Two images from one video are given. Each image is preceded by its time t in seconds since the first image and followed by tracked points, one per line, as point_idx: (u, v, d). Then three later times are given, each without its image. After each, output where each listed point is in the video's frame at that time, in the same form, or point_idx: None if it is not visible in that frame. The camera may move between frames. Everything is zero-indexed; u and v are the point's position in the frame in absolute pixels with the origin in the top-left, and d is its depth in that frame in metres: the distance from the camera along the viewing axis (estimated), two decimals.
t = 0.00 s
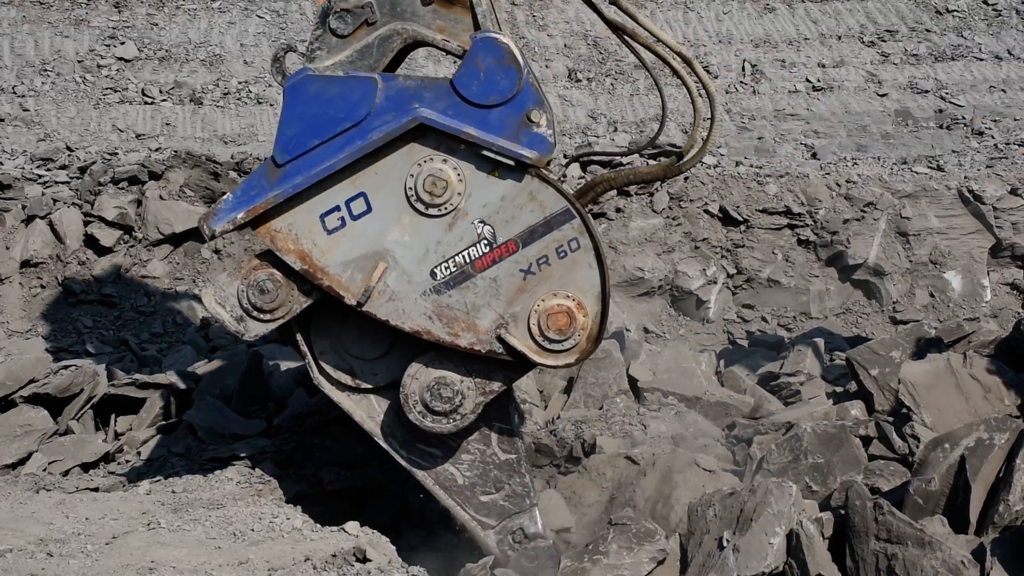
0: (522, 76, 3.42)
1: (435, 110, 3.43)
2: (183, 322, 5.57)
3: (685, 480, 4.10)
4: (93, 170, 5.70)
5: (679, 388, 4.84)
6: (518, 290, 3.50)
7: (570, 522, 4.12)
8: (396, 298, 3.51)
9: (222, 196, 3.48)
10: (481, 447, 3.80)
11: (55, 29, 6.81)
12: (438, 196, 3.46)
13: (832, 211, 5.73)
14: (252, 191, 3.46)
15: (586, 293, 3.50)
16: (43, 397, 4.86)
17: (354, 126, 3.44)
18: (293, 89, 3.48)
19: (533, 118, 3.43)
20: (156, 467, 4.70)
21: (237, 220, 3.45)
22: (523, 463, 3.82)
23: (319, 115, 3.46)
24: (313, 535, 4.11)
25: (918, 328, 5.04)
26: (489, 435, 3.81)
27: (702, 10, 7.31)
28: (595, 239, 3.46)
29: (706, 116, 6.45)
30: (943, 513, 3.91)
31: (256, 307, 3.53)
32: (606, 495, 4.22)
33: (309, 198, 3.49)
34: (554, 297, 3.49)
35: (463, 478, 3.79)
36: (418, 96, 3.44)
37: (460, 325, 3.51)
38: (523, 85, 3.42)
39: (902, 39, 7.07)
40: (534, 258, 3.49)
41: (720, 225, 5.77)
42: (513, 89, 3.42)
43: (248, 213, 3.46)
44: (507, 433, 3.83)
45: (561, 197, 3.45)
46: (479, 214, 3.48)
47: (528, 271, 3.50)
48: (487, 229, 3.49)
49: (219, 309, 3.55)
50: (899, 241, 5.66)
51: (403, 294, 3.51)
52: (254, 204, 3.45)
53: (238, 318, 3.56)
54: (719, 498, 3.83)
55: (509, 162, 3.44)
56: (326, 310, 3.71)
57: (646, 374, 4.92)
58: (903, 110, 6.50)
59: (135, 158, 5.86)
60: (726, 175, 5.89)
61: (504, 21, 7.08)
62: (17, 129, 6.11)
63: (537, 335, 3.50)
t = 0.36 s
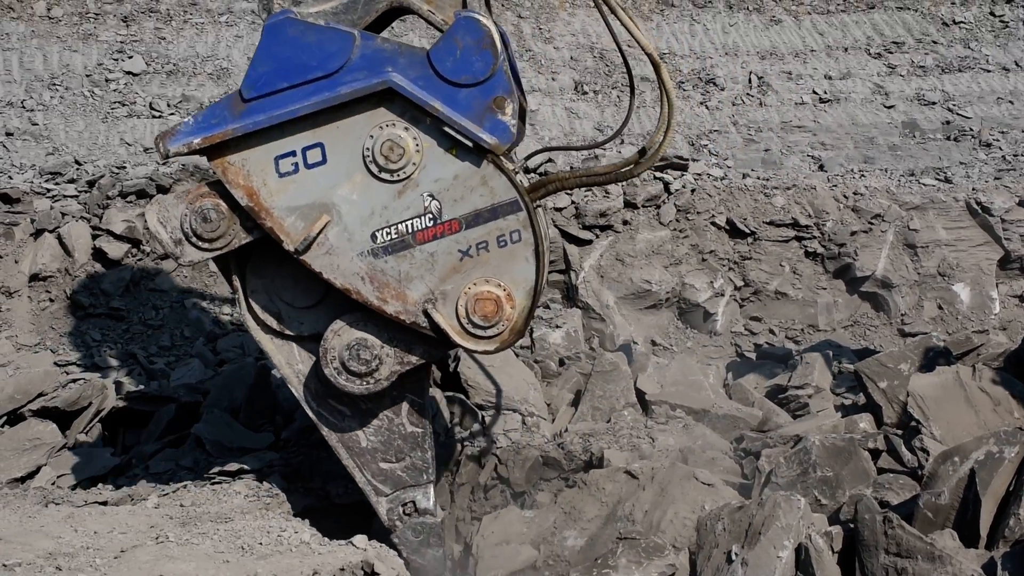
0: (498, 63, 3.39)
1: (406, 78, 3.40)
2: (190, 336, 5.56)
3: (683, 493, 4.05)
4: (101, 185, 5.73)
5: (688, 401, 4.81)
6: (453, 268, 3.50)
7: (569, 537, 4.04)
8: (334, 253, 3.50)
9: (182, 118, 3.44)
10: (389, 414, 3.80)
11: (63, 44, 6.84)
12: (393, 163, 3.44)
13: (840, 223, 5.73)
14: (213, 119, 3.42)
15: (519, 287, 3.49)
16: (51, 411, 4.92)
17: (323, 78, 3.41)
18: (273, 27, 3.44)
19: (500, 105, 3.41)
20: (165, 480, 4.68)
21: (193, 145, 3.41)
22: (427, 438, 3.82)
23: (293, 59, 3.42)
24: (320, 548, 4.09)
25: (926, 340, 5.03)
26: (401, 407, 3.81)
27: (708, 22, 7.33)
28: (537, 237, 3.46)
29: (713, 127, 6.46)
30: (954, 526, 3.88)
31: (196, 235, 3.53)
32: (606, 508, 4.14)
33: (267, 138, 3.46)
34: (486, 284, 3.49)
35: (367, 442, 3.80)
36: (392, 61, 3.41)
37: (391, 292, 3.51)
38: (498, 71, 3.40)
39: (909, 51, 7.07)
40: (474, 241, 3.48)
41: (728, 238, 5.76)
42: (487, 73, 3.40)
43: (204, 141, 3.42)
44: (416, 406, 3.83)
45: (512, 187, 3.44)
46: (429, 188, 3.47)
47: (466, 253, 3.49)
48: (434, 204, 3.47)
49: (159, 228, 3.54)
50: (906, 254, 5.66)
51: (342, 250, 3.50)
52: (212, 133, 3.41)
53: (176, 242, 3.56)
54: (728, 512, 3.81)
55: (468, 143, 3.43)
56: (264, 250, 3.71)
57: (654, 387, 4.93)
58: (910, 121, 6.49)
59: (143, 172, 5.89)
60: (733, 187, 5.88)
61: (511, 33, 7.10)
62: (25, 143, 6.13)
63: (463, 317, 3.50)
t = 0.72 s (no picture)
0: (499, 100, 3.48)
1: (408, 105, 3.49)
2: (212, 365, 5.53)
3: (705, 523, 3.99)
4: (126, 216, 5.79)
5: (710, 431, 4.77)
6: (434, 297, 3.56)
7: (592, 567, 3.94)
8: (320, 268, 3.57)
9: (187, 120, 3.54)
10: (359, 434, 3.86)
11: (89, 75, 6.90)
12: (386, 188, 3.51)
13: (863, 253, 5.73)
14: (216, 124, 3.52)
15: (496, 323, 3.55)
16: (74, 440, 4.90)
17: (327, 95, 3.50)
18: (284, 40, 3.55)
19: (497, 142, 3.49)
20: (185, 508, 4.66)
21: (192, 147, 3.51)
22: (393, 462, 3.86)
23: (300, 74, 3.52)
24: None
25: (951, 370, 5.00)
26: (372, 429, 3.86)
27: (730, 53, 7.37)
28: (520, 277, 3.52)
29: (735, 157, 6.46)
30: (978, 558, 3.83)
31: (187, 236, 3.63)
32: (629, 539, 4.03)
33: (267, 149, 3.56)
34: (464, 316, 3.55)
35: (334, 459, 3.85)
36: (396, 86, 3.50)
37: (371, 313, 3.57)
38: (498, 109, 3.48)
39: (932, 81, 7.07)
40: (457, 273, 3.54)
41: (751, 267, 5.76)
42: (487, 109, 3.48)
43: (204, 144, 3.52)
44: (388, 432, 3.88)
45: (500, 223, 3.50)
46: (418, 216, 3.53)
47: (448, 283, 3.55)
48: (422, 232, 3.53)
49: (151, 225, 3.63)
50: (930, 283, 5.64)
51: (328, 267, 3.56)
52: (213, 137, 3.51)
53: (166, 242, 3.65)
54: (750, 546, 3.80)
55: (462, 176, 3.49)
56: (251, 259, 3.80)
57: (676, 417, 4.89)
58: (934, 151, 6.48)
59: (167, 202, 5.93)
60: (755, 217, 5.89)
61: (534, 64, 7.14)
62: (51, 174, 6.18)
63: (440, 347, 3.56)
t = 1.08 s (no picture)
0: (537, 167, 3.44)
1: (447, 181, 3.47)
2: (212, 364, 5.55)
3: (715, 524, 4.00)
4: (125, 216, 5.78)
5: (710, 431, 4.77)
6: (492, 368, 3.55)
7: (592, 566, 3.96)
8: (376, 351, 3.57)
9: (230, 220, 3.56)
10: (430, 508, 3.86)
11: (89, 75, 6.89)
12: (434, 264, 3.50)
13: (863, 253, 5.74)
14: (260, 220, 3.53)
15: (555, 386, 3.53)
16: (74, 440, 4.88)
17: (366, 179, 3.50)
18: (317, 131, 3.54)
19: (539, 208, 3.45)
20: (186, 509, 4.66)
21: (240, 245, 3.53)
22: (467, 533, 3.88)
23: (337, 161, 3.52)
24: None
25: (951, 370, 5.00)
26: (442, 501, 3.87)
27: (730, 52, 7.37)
28: (574, 338, 3.50)
29: (735, 157, 6.46)
30: (978, 557, 3.83)
31: (243, 330, 3.63)
32: (637, 538, 4.07)
33: (313, 238, 3.56)
34: (523, 384, 3.53)
35: (407, 536, 3.86)
36: (434, 164, 3.48)
37: (431, 391, 3.56)
38: (537, 175, 3.44)
39: (933, 81, 7.07)
40: (512, 341, 3.53)
41: (751, 267, 5.75)
42: (526, 177, 3.44)
43: (250, 241, 3.54)
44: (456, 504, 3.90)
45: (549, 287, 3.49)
46: (469, 289, 3.52)
47: (505, 352, 3.54)
48: (473, 304, 3.52)
49: (205, 322, 3.65)
50: (930, 283, 5.64)
51: (383, 348, 3.57)
52: (259, 233, 3.53)
53: (223, 336, 3.66)
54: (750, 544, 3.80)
55: (508, 245, 3.47)
56: (306, 347, 3.82)
57: (676, 416, 4.88)
58: (934, 151, 6.48)
59: (167, 202, 5.92)
60: (755, 217, 5.89)
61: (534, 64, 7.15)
62: (50, 174, 6.16)
63: (502, 417, 3.54)
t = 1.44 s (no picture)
0: (563, 199, 3.53)
1: (476, 220, 3.55)
2: (209, 362, 5.56)
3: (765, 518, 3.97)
4: (121, 213, 5.74)
5: (707, 428, 4.77)
6: (538, 401, 3.62)
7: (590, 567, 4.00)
8: (421, 395, 3.65)
9: (266, 280, 3.66)
10: (484, 535, 3.89)
11: (84, 71, 6.87)
12: (470, 303, 3.59)
13: (859, 250, 5.73)
14: (295, 277, 3.63)
15: (602, 413, 3.59)
16: (70, 437, 4.83)
17: (396, 227, 3.59)
18: (343, 185, 3.65)
19: (568, 238, 3.53)
20: (183, 507, 4.65)
21: (278, 302, 3.62)
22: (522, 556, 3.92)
23: (365, 212, 3.62)
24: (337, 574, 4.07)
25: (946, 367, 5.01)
26: (494, 527, 3.90)
27: (727, 49, 7.37)
28: (617, 364, 3.56)
29: (732, 154, 6.46)
30: (973, 553, 3.82)
31: (284, 377, 3.72)
32: (687, 529, 4.07)
33: (349, 289, 3.64)
34: (570, 414, 3.60)
35: (464, 564, 3.89)
36: (462, 205, 3.57)
37: (479, 429, 3.63)
38: (563, 208, 3.53)
39: (929, 78, 7.07)
40: (555, 372, 3.60)
41: (747, 264, 5.74)
42: (553, 209, 3.53)
43: (288, 298, 3.63)
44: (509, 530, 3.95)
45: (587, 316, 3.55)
46: (507, 325, 3.60)
47: (549, 384, 3.61)
48: (513, 339, 3.60)
49: (247, 372, 3.73)
50: (926, 280, 5.65)
51: (427, 390, 3.65)
52: (295, 289, 3.62)
53: (263, 383, 3.74)
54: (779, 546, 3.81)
55: (541, 279, 3.55)
56: (345, 388, 3.89)
57: (673, 414, 4.89)
58: (930, 148, 6.48)
59: (163, 200, 5.86)
60: (752, 215, 5.87)
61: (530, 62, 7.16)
62: (46, 171, 6.15)
63: (552, 449, 3.60)
